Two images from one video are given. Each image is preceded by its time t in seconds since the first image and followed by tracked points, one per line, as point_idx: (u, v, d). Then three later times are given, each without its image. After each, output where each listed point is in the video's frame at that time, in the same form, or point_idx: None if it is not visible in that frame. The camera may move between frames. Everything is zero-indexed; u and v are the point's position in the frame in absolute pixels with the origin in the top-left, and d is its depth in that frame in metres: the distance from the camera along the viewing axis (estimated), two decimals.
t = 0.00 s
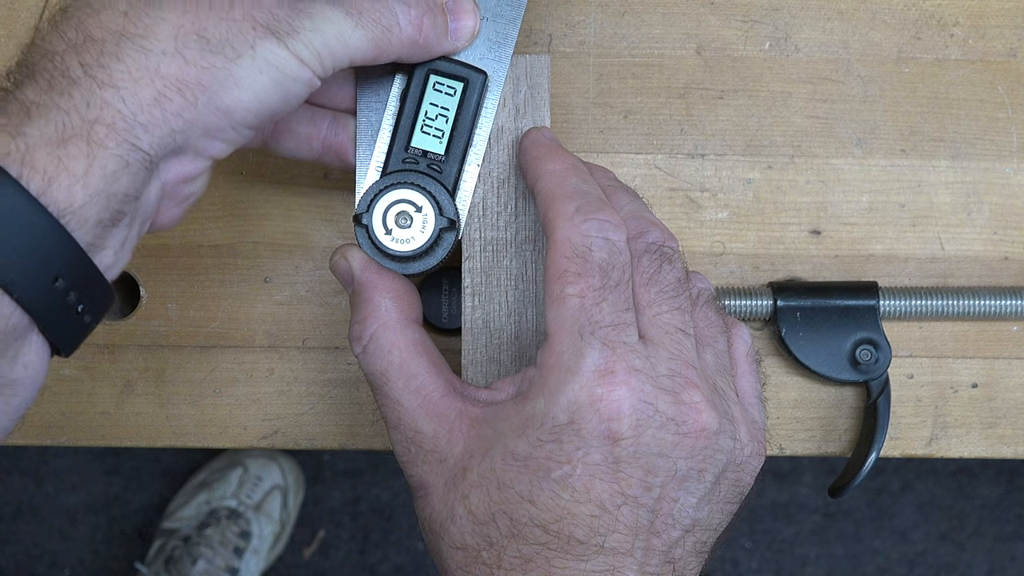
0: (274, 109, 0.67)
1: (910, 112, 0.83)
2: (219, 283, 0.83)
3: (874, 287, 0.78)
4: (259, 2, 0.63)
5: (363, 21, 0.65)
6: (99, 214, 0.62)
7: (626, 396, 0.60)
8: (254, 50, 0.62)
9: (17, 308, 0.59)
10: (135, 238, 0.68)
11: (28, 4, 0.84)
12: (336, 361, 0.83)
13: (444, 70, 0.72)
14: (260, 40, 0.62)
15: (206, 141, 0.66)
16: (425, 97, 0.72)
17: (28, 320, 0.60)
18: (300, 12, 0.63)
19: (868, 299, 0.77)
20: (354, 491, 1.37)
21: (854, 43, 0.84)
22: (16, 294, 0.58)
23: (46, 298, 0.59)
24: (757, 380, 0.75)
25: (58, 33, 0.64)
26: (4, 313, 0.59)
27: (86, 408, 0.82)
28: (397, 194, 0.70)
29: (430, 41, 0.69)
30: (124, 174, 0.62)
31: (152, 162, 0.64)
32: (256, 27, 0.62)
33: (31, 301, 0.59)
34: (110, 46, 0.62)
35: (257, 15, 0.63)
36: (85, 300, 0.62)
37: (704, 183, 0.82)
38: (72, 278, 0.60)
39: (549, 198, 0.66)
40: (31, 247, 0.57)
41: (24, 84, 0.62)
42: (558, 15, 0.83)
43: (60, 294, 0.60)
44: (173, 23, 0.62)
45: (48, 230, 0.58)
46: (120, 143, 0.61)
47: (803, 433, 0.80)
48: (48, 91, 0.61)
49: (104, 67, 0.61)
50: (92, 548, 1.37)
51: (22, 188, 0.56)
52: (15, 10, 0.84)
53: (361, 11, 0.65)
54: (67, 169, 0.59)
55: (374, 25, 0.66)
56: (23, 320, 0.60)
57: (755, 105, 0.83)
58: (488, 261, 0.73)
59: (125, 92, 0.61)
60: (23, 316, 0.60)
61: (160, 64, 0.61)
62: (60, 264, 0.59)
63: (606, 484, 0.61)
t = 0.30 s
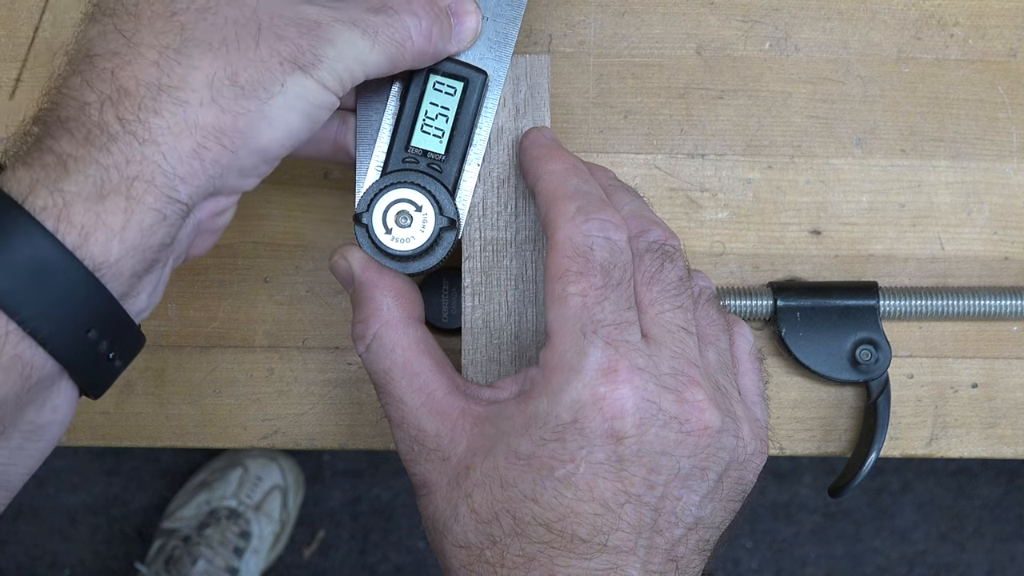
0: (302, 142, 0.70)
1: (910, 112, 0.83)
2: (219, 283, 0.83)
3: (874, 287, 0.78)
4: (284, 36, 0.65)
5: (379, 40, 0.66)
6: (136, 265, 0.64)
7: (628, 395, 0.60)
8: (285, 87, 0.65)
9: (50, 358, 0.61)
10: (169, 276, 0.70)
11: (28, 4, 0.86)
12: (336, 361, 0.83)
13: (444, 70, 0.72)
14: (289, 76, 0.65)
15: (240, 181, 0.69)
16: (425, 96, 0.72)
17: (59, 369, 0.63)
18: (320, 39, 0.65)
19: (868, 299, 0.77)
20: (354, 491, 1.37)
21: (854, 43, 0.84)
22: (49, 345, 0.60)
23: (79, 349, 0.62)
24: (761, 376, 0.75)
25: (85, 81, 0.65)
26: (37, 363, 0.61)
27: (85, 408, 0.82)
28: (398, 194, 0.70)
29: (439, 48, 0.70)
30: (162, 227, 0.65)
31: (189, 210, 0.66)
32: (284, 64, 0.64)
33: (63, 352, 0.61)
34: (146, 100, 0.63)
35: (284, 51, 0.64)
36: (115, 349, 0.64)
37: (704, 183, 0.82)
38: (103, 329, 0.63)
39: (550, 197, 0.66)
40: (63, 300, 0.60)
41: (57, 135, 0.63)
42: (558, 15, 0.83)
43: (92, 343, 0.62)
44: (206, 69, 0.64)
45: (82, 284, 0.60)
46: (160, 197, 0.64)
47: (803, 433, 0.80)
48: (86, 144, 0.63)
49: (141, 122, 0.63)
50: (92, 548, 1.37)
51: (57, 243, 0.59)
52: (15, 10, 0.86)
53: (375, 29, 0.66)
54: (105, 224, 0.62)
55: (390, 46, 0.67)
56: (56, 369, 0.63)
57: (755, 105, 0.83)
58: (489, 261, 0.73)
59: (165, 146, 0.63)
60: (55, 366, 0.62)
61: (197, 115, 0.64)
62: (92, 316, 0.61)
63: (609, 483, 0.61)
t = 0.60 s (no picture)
0: (303, 138, 0.70)
1: (910, 112, 0.83)
2: (219, 283, 0.83)
3: (874, 287, 0.78)
4: (286, 35, 0.65)
5: (380, 39, 0.66)
6: (138, 262, 0.64)
7: (628, 396, 0.60)
8: (285, 85, 0.65)
9: (52, 356, 0.62)
10: (169, 275, 0.70)
11: (28, 4, 0.86)
12: (336, 361, 0.83)
13: (444, 69, 0.72)
14: (290, 74, 0.65)
15: (241, 178, 0.69)
16: (425, 95, 0.72)
17: (61, 367, 0.63)
18: (321, 38, 0.65)
19: (868, 299, 0.77)
20: (353, 491, 1.37)
21: (854, 43, 0.84)
22: (51, 342, 0.60)
23: (81, 345, 0.62)
24: (755, 380, 0.75)
25: (85, 77, 0.65)
26: (40, 360, 0.61)
27: (85, 408, 0.82)
28: (397, 193, 0.70)
29: (439, 48, 0.70)
30: (163, 224, 0.65)
31: (189, 208, 0.66)
32: (285, 62, 0.65)
33: (65, 349, 0.61)
34: (147, 97, 0.63)
35: (285, 49, 0.65)
36: (117, 346, 0.65)
37: (704, 183, 0.82)
38: (105, 326, 0.63)
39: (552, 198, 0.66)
40: (64, 297, 0.59)
41: (58, 132, 0.63)
42: (558, 15, 0.83)
43: (93, 342, 0.62)
44: (207, 67, 0.64)
45: (84, 281, 0.60)
46: (161, 194, 0.64)
47: (803, 433, 0.80)
48: (87, 141, 0.63)
49: (143, 118, 0.63)
50: (92, 549, 1.37)
51: (57, 239, 0.59)
52: (14, 10, 0.86)
53: (376, 28, 0.66)
54: (106, 222, 0.62)
55: (391, 45, 0.67)
56: (58, 366, 0.63)
57: (755, 105, 0.83)
58: (489, 261, 0.73)
59: (167, 143, 0.63)
60: (58, 363, 0.63)
61: (198, 113, 0.64)
62: (94, 314, 0.61)
63: (607, 485, 0.61)
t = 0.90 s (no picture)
0: (304, 143, 0.70)
1: (910, 112, 0.83)
2: (219, 284, 0.83)
3: (874, 287, 0.78)
4: (288, 41, 0.64)
5: (382, 44, 0.66)
6: (140, 267, 0.65)
7: (626, 384, 0.61)
8: (288, 91, 0.65)
9: (55, 361, 0.62)
10: (169, 280, 0.71)
11: (28, 4, 0.86)
12: (336, 361, 0.83)
13: (444, 70, 0.72)
14: (292, 80, 0.65)
15: (242, 182, 0.69)
16: (425, 96, 0.72)
17: (64, 372, 0.64)
18: (324, 44, 0.65)
19: (868, 299, 0.77)
20: (354, 491, 1.37)
21: (854, 43, 0.84)
22: (54, 347, 0.61)
23: (83, 350, 0.62)
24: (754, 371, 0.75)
25: (88, 82, 0.65)
26: (43, 366, 0.62)
27: (84, 408, 0.82)
28: (398, 194, 0.70)
29: (440, 51, 0.70)
30: (165, 230, 0.65)
31: (191, 214, 0.67)
32: (288, 67, 0.64)
33: (68, 354, 0.61)
34: (150, 103, 0.63)
35: (288, 55, 0.64)
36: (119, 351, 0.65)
37: (704, 183, 0.82)
38: (107, 332, 0.63)
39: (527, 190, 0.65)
40: (67, 303, 0.60)
41: (61, 138, 0.64)
42: (558, 15, 0.83)
43: (96, 347, 0.63)
44: (210, 73, 0.64)
45: (87, 287, 0.61)
46: (164, 201, 0.64)
47: (803, 433, 0.80)
48: (90, 147, 0.63)
49: (146, 125, 0.63)
50: (92, 549, 1.37)
51: (60, 245, 0.59)
52: (15, 10, 0.86)
53: (378, 33, 0.66)
54: (110, 228, 0.62)
55: (393, 50, 0.67)
56: (61, 371, 0.63)
57: (755, 105, 0.83)
58: (489, 261, 0.73)
59: (170, 150, 0.64)
60: (60, 368, 0.63)
61: (201, 120, 0.64)
62: (97, 319, 0.62)
63: (609, 473, 0.62)
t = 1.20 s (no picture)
0: (307, 147, 0.70)
1: (910, 112, 0.83)
2: (219, 284, 0.83)
3: (874, 287, 0.78)
4: (294, 45, 0.65)
5: (387, 48, 0.67)
6: (146, 272, 0.64)
7: (625, 384, 0.62)
8: (293, 95, 0.65)
9: (60, 366, 0.62)
10: (173, 286, 0.70)
11: (28, 4, 0.86)
12: (336, 361, 0.83)
13: (444, 70, 0.73)
14: (298, 84, 0.65)
15: (246, 185, 0.68)
16: (425, 96, 0.72)
17: (70, 377, 0.63)
18: (330, 48, 0.65)
19: (868, 299, 0.77)
20: (354, 491, 1.37)
21: (854, 44, 0.84)
22: (61, 351, 0.61)
23: (89, 354, 0.62)
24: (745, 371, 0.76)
25: (92, 83, 0.65)
26: (49, 370, 0.62)
27: (84, 409, 0.82)
28: (398, 194, 0.70)
29: (444, 55, 0.71)
30: (171, 234, 0.64)
31: (196, 218, 0.66)
32: (293, 72, 0.65)
33: (75, 358, 0.61)
34: (157, 106, 0.63)
35: (293, 59, 0.65)
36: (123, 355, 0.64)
37: (704, 183, 0.82)
38: (113, 336, 0.63)
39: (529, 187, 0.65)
40: (72, 305, 0.60)
41: (65, 139, 0.63)
42: (558, 15, 0.83)
43: (101, 351, 0.62)
44: (216, 76, 0.64)
45: (92, 290, 0.60)
46: (170, 204, 0.64)
47: (803, 433, 0.80)
48: (96, 150, 0.63)
49: (152, 127, 0.63)
50: (92, 549, 1.37)
51: (66, 247, 0.59)
52: (14, 10, 0.86)
53: (384, 37, 0.66)
54: (116, 232, 0.62)
55: (396, 54, 0.67)
56: (66, 376, 0.63)
57: (755, 105, 0.83)
58: (488, 261, 0.73)
59: (175, 153, 0.63)
60: (66, 372, 0.63)
61: (207, 123, 0.64)
62: (102, 323, 0.61)
63: (607, 473, 0.62)
